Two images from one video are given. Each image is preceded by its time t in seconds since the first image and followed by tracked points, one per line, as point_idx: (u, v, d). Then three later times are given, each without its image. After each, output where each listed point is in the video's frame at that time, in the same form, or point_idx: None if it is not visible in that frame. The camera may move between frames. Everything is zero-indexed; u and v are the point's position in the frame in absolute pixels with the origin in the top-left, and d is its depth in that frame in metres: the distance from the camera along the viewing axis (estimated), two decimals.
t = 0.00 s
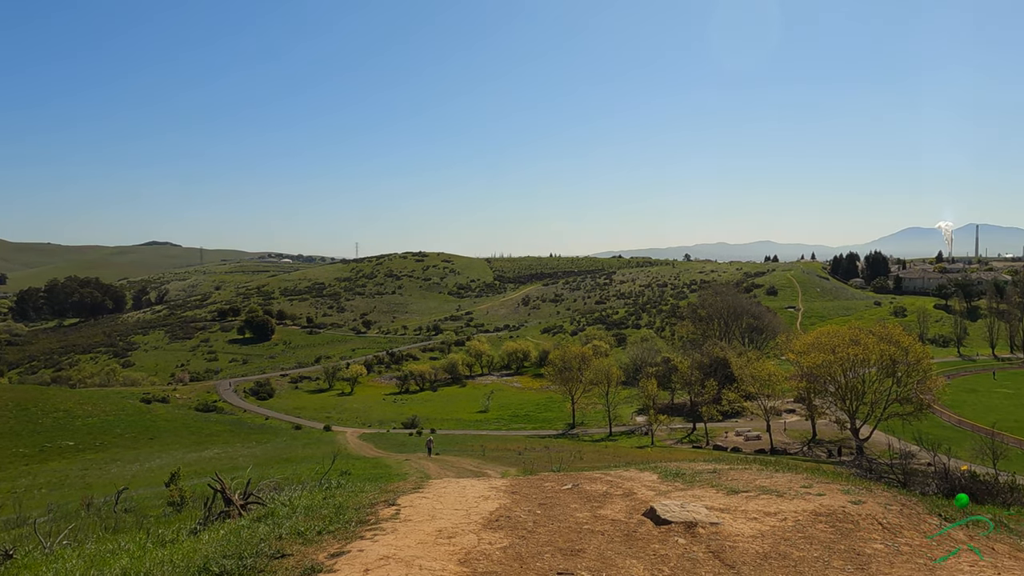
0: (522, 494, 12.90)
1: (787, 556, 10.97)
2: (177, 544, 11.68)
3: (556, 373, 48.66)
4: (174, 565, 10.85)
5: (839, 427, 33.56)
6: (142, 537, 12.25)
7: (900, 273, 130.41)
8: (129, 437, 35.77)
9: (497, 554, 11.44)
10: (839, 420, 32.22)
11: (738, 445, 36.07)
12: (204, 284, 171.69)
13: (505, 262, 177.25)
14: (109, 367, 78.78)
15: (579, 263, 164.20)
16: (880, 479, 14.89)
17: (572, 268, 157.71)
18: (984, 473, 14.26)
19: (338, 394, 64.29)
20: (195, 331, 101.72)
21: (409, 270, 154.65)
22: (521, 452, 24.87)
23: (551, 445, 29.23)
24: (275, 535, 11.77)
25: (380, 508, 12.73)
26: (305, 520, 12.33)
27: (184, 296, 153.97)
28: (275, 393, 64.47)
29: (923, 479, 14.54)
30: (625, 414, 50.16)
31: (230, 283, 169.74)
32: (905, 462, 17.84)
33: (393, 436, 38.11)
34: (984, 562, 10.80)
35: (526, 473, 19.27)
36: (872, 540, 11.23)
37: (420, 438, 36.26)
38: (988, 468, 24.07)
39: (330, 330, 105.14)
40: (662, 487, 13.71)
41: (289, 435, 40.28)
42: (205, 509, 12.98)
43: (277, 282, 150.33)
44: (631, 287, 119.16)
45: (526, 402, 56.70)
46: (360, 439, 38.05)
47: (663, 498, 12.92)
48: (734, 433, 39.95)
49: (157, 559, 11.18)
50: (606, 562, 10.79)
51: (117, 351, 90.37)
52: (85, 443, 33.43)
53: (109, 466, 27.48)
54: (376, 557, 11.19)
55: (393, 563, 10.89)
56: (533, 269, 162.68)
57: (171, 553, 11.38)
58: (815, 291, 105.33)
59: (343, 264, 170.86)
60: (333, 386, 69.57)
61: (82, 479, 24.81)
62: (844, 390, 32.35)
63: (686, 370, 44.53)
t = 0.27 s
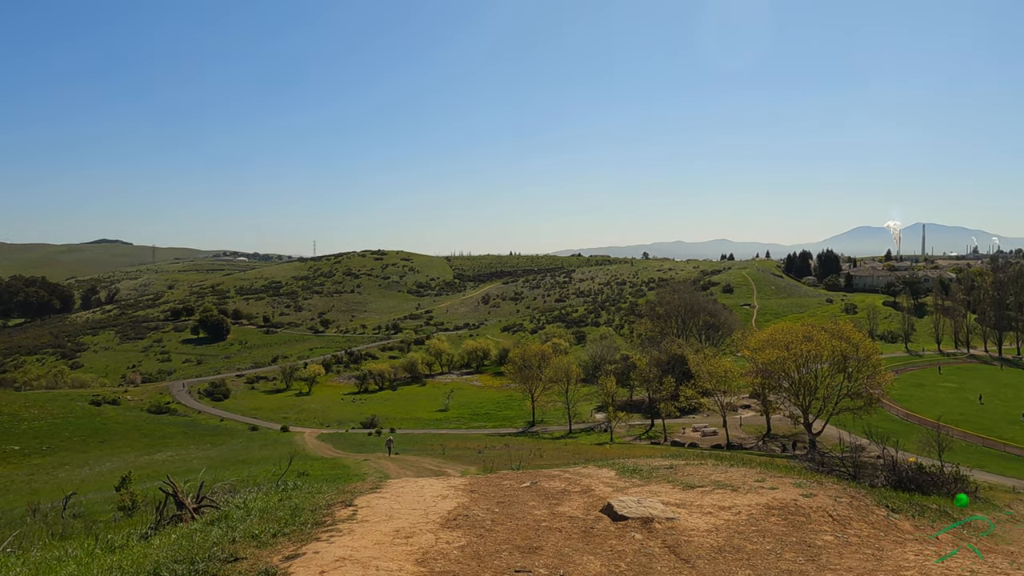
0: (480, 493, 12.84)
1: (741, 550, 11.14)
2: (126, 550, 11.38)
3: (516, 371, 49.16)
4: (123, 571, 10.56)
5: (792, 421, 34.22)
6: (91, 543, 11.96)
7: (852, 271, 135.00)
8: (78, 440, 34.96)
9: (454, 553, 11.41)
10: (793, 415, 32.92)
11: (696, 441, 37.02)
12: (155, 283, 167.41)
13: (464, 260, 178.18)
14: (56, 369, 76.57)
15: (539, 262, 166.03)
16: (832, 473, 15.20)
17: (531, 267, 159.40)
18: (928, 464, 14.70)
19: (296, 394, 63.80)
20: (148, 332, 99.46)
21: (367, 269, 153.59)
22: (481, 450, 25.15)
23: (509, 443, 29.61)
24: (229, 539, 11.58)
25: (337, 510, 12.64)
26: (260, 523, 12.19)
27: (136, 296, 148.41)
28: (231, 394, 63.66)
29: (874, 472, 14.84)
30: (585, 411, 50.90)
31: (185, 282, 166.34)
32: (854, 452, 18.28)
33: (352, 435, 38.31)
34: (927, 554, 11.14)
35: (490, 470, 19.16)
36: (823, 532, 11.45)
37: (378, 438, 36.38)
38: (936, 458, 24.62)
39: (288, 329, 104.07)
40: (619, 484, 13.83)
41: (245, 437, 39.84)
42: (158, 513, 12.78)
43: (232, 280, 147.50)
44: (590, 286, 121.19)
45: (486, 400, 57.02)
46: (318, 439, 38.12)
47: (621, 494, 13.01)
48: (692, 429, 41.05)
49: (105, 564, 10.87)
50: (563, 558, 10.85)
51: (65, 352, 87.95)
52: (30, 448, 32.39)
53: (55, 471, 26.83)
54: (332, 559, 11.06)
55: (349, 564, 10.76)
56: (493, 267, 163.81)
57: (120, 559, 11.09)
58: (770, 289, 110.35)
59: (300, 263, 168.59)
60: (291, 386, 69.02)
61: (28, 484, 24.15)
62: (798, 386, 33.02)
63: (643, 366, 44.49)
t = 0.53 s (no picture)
0: (440, 492, 12.78)
1: (698, 543, 11.30)
2: (75, 556, 11.04)
3: (477, 370, 49.66)
4: None
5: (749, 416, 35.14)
6: (37, 550, 11.58)
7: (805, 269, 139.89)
8: (25, 444, 34.16)
9: (413, 552, 11.34)
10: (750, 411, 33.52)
11: (656, 437, 37.91)
12: (106, 283, 163.09)
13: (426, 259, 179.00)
14: None
15: (499, 261, 167.79)
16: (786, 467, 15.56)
17: (492, 266, 160.91)
18: (877, 457, 15.13)
19: (254, 395, 63.33)
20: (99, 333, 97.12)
21: (326, 267, 152.35)
22: (443, 449, 26.70)
23: (471, 442, 30.11)
24: (183, 543, 11.35)
25: (295, 511, 12.52)
26: (215, 525, 11.98)
27: (84, 295, 142.67)
28: (187, 395, 62.90)
29: (827, 466, 15.19)
30: (546, 408, 51.63)
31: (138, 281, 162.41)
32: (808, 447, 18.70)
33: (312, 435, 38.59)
34: (876, 544, 11.46)
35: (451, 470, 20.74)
36: (777, 524, 11.67)
37: (338, 438, 36.69)
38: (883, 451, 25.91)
39: (246, 328, 103.07)
40: (579, 481, 13.91)
41: (202, 438, 39.46)
42: (108, 518, 12.50)
43: (186, 279, 144.49)
44: (551, 284, 123.03)
45: (448, 399, 57.29)
46: (277, 439, 38.18)
47: (581, 490, 13.07)
48: (651, 425, 42.11)
49: (52, 570, 10.53)
50: (522, 555, 10.87)
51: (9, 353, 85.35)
52: None
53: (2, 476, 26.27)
54: (289, 561, 10.89)
55: (305, 566, 10.61)
56: (454, 266, 164.68)
57: (68, 565, 10.76)
58: (726, 286, 114.47)
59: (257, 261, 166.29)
60: (248, 387, 68.52)
61: None
62: (754, 381, 33.77)
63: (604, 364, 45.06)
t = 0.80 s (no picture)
0: (401, 492, 12.72)
1: (657, 538, 11.42)
2: (24, 563, 10.72)
3: (440, 367, 49.37)
4: None
5: (708, 412, 35.22)
6: None
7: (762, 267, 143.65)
8: None
9: (374, 552, 11.23)
10: (709, 407, 33.77)
11: (618, 433, 38.43)
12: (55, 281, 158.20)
13: (387, 257, 178.19)
14: None
15: (463, 259, 168.55)
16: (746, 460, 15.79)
17: (455, 263, 161.55)
18: (833, 450, 15.38)
19: (212, 396, 62.54)
20: (48, 334, 94.46)
21: (286, 265, 150.56)
22: (405, 449, 26.47)
23: (434, 440, 30.25)
24: (136, 547, 11.08)
25: (253, 514, 12.41)
26: (170, 529, 11.74)
27: (33, 296, 137.22)
28: (142, 396, 61.80)
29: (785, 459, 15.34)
30: (509, 406, 52.00)
31: (89, 280, 158.00)
32: (767, 441, 19.00)
33: (272, 435, 38.51)
34: (830, 536, 11.65)
35: (413, 469, 20.34)
36: (734, 518, 11.82)
37: (297, 438, 36.49)
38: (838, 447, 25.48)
39: (202, 327, 101.65)
40: (540, 478, 13.94)
41: (158, 440, 38.79)
42: (60, 522, 12.33)
43: (140, 278, 141.05)
44: (513, 281, 124.25)
45: (411, 397, 57.29)
46: (237, 439, 37.96)
47: (542, 488, 13.09)
48: (613, 422, 42.65)
49: None
50: (483, 552, 10.87)
51: None
52: None
53: None
54: (247, 563, 10.72)
55: (262, 569, 10.38)
56: (416, 265, 164.82)
57: (17, 571, 10.44)
58: (687, 283, 117.51)
59: (215, 259, 163.49)
60: (206, 387, 67.51)
61: None
62: (713, 377, 33.93)
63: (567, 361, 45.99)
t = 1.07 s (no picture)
0: (364, 492, 12.66)
1: (619, 533, 11.52)
2: None
3: (404, 366, 49.03)
4: None
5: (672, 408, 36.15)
6: None
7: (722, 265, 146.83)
8: None
9: (336, 551, 11.16)
10: (671, 403, 35.18)
11: (582, 430, 38.91)
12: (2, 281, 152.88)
13: (350, 255, 177.17)
14: None
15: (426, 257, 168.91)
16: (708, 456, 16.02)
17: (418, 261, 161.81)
18: (791, 443, 15.62)
19: (170, 397, 61.69)
20: None
21: (247, 263, 148.54)
22: (369, 449, 26.65)
23: (399, 439, 30.58)
24: (89, 552, 10.83)
25: (212, 516, 12.26)
26: (125, 533, 11.51)
27: None
28: (97, 398, 60.61)
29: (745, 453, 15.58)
30: (473, 405, 52.49)
31: (39, 279, 153.07)
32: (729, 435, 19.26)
33: (232, 436, 38.31)
34: (788, 528, 11.79)
35: (377, 468, 20.67)
36: (695, 512, 11.96)
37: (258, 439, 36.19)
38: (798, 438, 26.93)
39: (160, 327, 100.03)
40: (504, 476, 13.95)
41: (115, 442, 38.06)
42: (8, 529, 12.04)
43: (95, 277, 137.51)
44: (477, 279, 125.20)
45: (375, 396, 57.32)
46: (196, 441, 37.52)
47: (506, 485, 13.11)
48: (577, 418, 42.99)
49: None
50: (447, 550, 10.87)
51: None
52: None
53: None
54: (204, 566, 10.54)
55: (221, 570, 10.17)
56: (381, 263, 164.57)
57: None
58: (649, 281, 120.69)
59: (172, 258, 160.16)
60: (164, 388, 66.54)
61: None
62: (676, 373, 35.57)
63: (530, 360, 48.31)
